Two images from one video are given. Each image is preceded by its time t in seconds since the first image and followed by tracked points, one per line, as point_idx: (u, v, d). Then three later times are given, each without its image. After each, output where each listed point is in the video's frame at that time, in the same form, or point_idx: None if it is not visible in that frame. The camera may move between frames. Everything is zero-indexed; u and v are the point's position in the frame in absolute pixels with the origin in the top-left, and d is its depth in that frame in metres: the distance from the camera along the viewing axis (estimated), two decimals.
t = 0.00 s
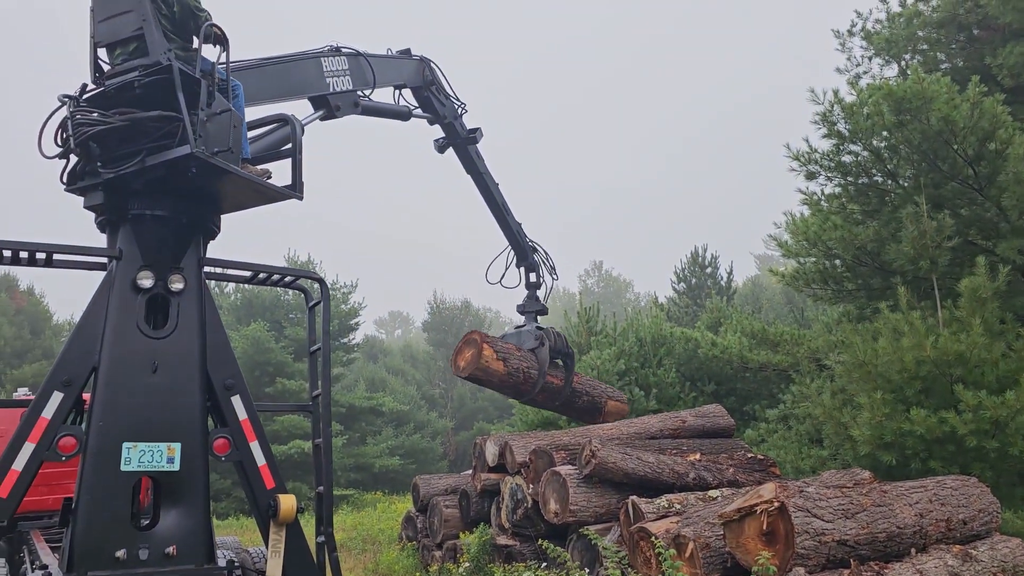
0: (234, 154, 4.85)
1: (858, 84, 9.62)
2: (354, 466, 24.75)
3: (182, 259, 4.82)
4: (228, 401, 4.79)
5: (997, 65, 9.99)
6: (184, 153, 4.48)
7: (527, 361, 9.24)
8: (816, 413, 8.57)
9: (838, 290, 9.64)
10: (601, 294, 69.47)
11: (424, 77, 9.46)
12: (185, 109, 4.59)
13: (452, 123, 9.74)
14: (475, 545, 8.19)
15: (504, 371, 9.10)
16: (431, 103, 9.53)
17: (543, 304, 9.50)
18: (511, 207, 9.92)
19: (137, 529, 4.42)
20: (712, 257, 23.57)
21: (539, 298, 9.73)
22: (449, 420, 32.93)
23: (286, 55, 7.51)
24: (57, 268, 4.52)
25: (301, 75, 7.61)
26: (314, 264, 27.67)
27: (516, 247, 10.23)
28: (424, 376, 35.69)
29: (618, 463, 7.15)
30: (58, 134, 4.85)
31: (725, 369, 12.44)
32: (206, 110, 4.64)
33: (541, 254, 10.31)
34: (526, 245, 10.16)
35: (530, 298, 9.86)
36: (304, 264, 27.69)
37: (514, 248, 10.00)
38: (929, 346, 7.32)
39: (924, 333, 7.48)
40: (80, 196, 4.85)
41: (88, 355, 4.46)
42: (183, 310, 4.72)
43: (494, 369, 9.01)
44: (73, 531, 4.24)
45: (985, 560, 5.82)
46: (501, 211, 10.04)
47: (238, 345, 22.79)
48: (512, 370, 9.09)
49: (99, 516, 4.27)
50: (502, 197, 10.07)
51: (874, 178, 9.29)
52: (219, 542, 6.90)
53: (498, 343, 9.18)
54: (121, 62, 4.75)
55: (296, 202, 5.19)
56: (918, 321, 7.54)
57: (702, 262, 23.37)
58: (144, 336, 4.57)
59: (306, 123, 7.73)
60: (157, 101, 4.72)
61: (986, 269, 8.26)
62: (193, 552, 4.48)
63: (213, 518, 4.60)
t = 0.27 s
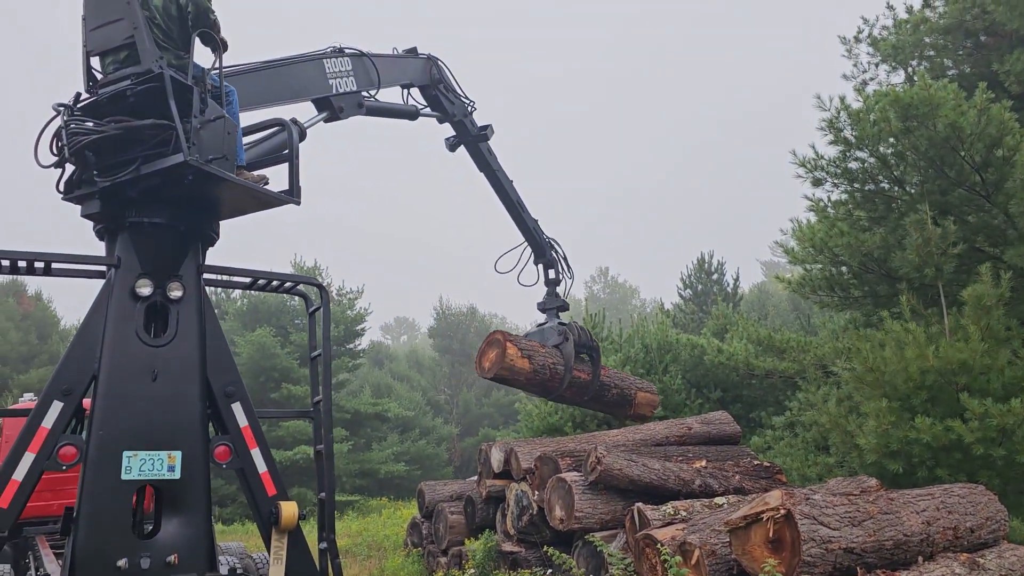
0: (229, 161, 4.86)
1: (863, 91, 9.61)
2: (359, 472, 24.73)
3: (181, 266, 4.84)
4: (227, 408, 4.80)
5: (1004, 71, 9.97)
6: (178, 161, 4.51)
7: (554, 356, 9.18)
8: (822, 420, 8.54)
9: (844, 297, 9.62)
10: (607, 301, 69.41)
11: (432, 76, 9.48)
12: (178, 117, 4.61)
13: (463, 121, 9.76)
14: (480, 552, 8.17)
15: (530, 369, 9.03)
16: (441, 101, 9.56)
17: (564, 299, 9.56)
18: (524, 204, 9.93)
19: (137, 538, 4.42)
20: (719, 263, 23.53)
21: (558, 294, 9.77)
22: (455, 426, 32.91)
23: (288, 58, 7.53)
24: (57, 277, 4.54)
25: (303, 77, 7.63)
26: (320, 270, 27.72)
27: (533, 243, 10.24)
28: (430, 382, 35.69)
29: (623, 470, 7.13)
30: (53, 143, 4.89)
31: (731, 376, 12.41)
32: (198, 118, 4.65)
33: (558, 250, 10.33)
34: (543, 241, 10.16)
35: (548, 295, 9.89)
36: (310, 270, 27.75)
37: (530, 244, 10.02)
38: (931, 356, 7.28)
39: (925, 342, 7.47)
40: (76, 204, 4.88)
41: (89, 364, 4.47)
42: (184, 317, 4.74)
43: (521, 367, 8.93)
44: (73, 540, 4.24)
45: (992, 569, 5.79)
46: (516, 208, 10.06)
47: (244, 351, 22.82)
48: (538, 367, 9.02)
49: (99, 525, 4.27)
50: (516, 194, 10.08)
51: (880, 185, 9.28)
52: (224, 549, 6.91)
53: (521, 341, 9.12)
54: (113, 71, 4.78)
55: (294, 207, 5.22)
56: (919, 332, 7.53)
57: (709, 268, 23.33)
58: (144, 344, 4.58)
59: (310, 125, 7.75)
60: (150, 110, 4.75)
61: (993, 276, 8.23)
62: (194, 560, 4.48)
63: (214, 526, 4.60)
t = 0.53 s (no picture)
0: (234, 166, 4.92)
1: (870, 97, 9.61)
2: (364, 477, 24.74)
3: (189, 271, 4.86)
4: (234, 413, 4.82)
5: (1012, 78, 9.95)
6: (183, 166, 4.53)
7: (574, 359, 9.23)
8: (828, 427, 8.52)
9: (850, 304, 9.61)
10: (614, 306, 69.35)
11: (446, 79, 9.55)
12: (184, 123, 4.63)
13: (478, 124, 9.80)
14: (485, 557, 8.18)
15: (550, 373, 9.06)
16: (455, 104, 9.60)
17: (581, 302, 9.68)
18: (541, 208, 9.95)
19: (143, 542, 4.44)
20: (725, 269, 23.51)
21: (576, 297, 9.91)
22: (461, 431, 32.90)
23: (300, 62, 7.60)
24: (65, 282, 4.57)
25: (315, 80, 7.70)
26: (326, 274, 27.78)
27: (550, 246, 10.29)
28: (436, 387, 35.70)
29: (628, 476, 7.13)
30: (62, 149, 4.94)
31: (737, 382, 12.39)
32: (204, 123, 4.70)
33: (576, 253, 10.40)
34: (558, 244, 10.22)
35: (567, 299, 10.00)
36: (317, 274, 27.81)
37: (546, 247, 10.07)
38: (935, 364, 7.22)
39: (928, 350, 7.39)
40: (84, 210, 4.91)
41: (96, 369, 4.49)
42: (191, 323, 4.76)
43: (540, 372, 8.97)
44: (79, 545, 4.26)
45: None
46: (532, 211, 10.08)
47: (250, 356, 22.89)
48: (558, 371, 9.04)
49: (105, 529, 4.29)
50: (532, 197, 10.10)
51: (886, 191, 9.26)
52: (230, 553, 6.94)
53: (539, 346, 9.16)
54: (120, 76, 4.82)
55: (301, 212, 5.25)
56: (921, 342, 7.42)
57: (715, 274, 23.31)
58: (151, 349, 4.60)
59: (322, 128, 7.80)
60: (156, 115, 4.76)
61: (1000, 283, 8.23)
62: (200, 565, 4.49)
63: (219, 531, 4.62)
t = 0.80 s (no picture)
0: (238, 168, 4.91)
1: (875, 103, 9.62)
2: (367, 481, 24.71)
3: (193, 274, 4.87)
4: (238, 416, 4.83)
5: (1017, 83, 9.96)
6: (185, 169, 4.55)
7: (585, 385, 9.30)
8: (831, 433, 8.50)
9: (854, 309, 9.61)
10: (617, 311, 69.36)
11: (455, 98, 9.65)
12: (186, 126, 4.66)
13: (487, 144, 9.88)
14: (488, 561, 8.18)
15: (562, 404, 9.10)
16: (464, 123, 9.70)
17: (588, 328, 9.79)
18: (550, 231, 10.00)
19: (147, 544, 4.44)
20: (729, 274, 23.49)
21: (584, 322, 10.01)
22: (464, 435, 32.86)
23: (309, 74, 7.68)
24: (70, 283, 4.58)
25: (323, 93, 7.77)
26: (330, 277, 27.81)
27: (556, 269, 10.45)
28: (439, 391, 35.68)
29: (632, 481, 7.11)
30: (66, 153, 4.95)
31: (741, 387, 12.37)
32: (206, 126, 4.73)
33: (582, 277, 10.50)
34: (564, 267, 10.39)
35: (575, 324, 10.09)
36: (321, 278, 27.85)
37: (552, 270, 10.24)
38: (941, 368, 7.23)
39: (935, 355, 7.38)
40: (90, 213, 4.93)
41: (101, 370, 4.50)
42: (195, 325, 4.77)
43: (552, 404, 9.01)
44: (83, 545, 4.26)
45: None
46: (540, 233, 10.14)
47: (253, 359, 22.91)
48: (568, 402, 9.08)
49: (109, 530, 4.29)
50: (540, 219, 10.15)
51: (891, 197, 9.26)
52: (233, 556, 6.94)
53: (548, 377, 9.20)
54: (124, 80, 4.84)
55: (305, 215, 5.27)
56: (929, 344, 7.42)
57: (719, 278, 23.29)
58: (156, 351, 4.61)
59: (328, 141, 7.85)
60: (161, 118, 4.78)
61: (1005, 289, 8.22)
62: (203, 567, 4.49)
63: (223, 533, 4.62)
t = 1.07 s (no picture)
0: (244, 169, 4.90)
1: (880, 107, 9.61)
2: (369, 483, 24.71)
3: (200, 275, 4.89)
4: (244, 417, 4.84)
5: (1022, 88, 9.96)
6: (191, 169, 4.56)
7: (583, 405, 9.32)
8: (836, 437, 8.50)
9: (859, 313, 9.59)
10: (620, 314, 69.33)
11: (470, 105, 9.69)
12: (192, 126, 4.68)
13: (500, 151, 9.91)
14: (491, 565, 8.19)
15: (555, 422, 9.14)
16: (477, 130, 9.74)
17: (599, 340, 9.81)
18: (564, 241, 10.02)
19: (152, 544, 4.45)
20: (732, 278, 23.47)
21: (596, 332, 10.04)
22: (467, 438, 32.85)
23: (321, 79, 7.71)
24: (78, 283, 4.60)
25: (335, 97, 7.80)
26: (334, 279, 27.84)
27: (571, 278, 10.48)
28: (443, 394, 35.66)
29: (635, 485, 7.11)
30: (75, 154, 4.98)
31: (745, 391, 12.35)
32: (213, 127, 4.75)
33: (595, 285, 10.52)
34: (579, 275, 10.42)
35: (589, 333, 10.13)
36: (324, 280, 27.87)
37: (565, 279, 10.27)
38: (948, 372, 7.24)
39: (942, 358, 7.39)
40: (100, 213, 4.95)
41: (108, 369, 4.51)
42: (202, 326, 4.78)
43: (544, 423, 9.07)
44: (89, 544, 4.27)
45: None
46: (555, 242, 10.16)
47: (257, 360, 22.92)
48: (562, 421, 9.12)
49: (115, 529, 4.31)
50: (554, 227, 10.16)
51: (896, 202, 9.25)
52: (236, 557, 6.95)
53: (545, 394, 9.21)
54: (133, 80, 4.87)
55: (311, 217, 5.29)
56: (935, 348, 7.43)
57: (723, 282, 23.27)
58: (163, 352, 4.63)
59: (340, 145, 7.87)
60: (168, 119, 4.80)
61: (1011, 293, 8.21)
62: (207, 567, 4.50)
63: (228, 533, 4.62)
